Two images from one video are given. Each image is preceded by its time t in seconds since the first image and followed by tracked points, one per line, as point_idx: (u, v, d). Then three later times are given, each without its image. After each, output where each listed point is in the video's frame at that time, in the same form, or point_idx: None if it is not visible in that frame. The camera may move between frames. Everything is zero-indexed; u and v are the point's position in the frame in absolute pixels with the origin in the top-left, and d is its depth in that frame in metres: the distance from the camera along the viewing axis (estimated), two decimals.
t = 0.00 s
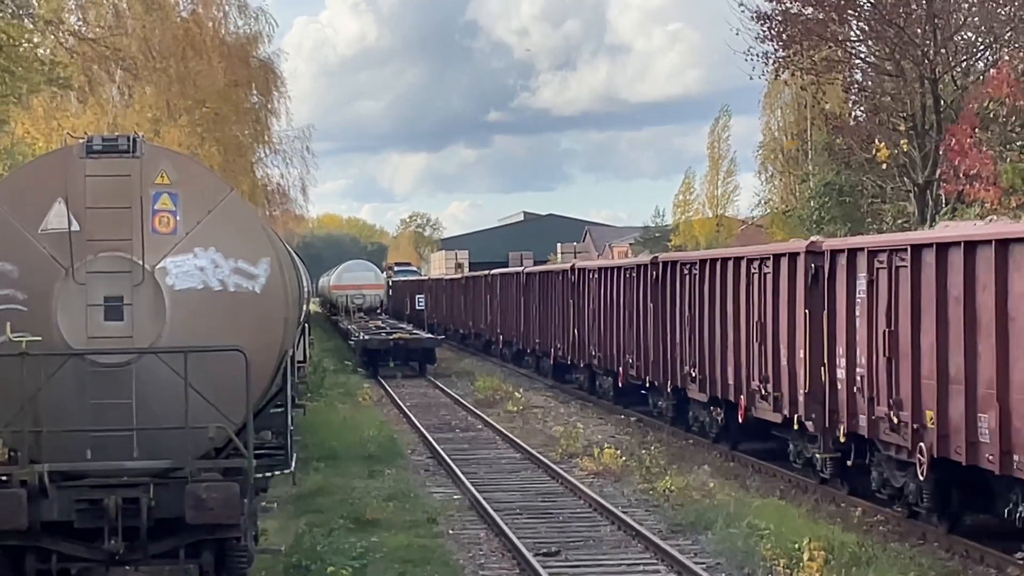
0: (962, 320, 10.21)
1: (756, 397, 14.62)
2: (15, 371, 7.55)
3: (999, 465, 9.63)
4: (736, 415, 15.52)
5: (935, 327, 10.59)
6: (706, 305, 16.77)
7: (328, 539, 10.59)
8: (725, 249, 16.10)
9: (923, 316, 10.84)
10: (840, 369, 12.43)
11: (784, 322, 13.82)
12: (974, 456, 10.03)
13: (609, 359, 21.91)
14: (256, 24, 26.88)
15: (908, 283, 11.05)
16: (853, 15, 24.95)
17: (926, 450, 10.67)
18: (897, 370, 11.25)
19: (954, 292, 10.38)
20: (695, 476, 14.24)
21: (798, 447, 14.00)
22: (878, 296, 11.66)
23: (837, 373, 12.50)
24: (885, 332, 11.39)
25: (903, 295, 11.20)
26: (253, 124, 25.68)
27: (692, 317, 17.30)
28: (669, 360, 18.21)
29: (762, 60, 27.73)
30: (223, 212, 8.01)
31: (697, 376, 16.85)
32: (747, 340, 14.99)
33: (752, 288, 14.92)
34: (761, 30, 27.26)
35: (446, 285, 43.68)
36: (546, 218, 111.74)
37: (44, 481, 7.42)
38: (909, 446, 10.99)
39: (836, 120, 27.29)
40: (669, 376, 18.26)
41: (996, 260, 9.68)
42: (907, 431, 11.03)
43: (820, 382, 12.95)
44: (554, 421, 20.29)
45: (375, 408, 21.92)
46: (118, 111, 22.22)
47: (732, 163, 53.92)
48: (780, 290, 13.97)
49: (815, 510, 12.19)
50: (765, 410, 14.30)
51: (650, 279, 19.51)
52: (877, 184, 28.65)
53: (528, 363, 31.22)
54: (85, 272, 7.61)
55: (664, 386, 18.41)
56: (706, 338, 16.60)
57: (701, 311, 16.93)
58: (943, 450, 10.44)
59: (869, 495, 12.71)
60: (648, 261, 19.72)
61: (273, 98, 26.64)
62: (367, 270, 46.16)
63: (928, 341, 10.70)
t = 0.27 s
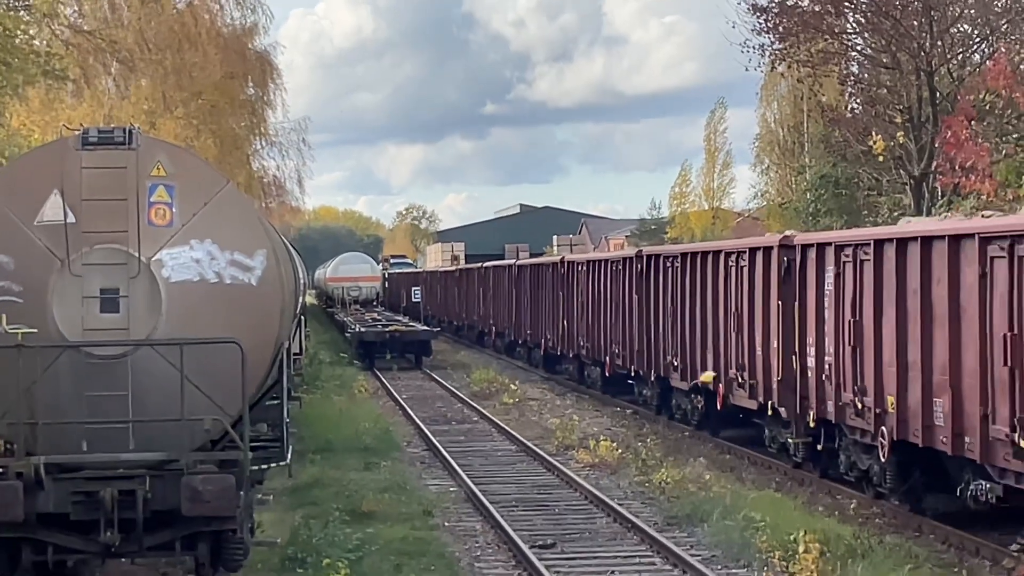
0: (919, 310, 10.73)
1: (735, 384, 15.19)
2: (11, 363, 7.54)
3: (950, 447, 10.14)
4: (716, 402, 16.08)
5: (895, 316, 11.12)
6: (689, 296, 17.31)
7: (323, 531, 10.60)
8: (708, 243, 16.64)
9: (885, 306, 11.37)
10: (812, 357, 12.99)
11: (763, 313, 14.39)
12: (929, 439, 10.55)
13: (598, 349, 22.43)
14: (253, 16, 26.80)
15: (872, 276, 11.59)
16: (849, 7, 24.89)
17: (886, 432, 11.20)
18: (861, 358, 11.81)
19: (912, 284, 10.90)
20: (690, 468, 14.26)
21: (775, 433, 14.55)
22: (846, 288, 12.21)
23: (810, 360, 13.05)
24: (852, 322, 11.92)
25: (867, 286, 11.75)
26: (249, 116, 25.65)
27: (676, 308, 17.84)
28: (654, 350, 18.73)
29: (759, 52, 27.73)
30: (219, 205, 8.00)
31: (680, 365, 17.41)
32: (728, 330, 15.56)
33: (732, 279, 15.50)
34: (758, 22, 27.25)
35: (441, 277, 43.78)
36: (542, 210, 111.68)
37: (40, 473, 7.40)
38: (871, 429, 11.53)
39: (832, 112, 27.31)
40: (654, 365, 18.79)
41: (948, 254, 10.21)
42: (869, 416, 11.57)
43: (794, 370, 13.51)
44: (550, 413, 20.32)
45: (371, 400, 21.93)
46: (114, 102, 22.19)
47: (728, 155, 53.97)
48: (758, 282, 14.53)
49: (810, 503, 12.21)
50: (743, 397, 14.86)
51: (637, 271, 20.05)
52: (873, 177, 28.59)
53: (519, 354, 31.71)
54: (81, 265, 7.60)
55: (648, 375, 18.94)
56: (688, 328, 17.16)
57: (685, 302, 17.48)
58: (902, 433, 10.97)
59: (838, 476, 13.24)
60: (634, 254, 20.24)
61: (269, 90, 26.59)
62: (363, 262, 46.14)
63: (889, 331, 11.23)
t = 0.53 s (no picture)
0: (882, 304, 11.42)
1: (715, 374, 15.93)
2: (7, 357, 7.53)
3: (908, 432, 10.81)
4: (697, 392, 16.82)
5: (859, 309, 11.83)
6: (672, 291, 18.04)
7: (320, 526, 10.60)
8: (689, 240, 17.39)
9: (851, 300, 12.07)
10: (785, 348, 13.72)
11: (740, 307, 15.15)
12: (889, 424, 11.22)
13: (587, 342, 23.16)
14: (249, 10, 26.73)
15: (839, 271, 12.30)
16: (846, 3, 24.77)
17: (852, 418, 11.88)
18: (830, 348, 12.53)
19: (876, 279, 11.60)
20: (687, 463, 14.27)
21: (751, 421, 15.27)
22: (816, 283, 12.94)
23: (784, 352, 13.78)
24: (821, 315, 12.66)
25: (835, 282, 12.47)
26: (245, 111, 25.61)
27: (659, 303, 18.55)
28: (638, 343, 19.45)
29: (755, 48, 27.72)
30: (216, 199, 7.99)
31: (663, 357, 18.13)
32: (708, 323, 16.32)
33: (712, 274, 16.26)
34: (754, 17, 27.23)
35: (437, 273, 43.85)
36: (538, 205, 111.65)
37: (36, 468, 7.39)
38: (838, 416, 12.23)
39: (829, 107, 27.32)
40: (639, 358, 19.50)
41: (907, 251, 10.90)
42: (836, 403, 12.27)
43: (768, 362, 14.23)
44: (547, 408, 20.32)
45: (367, 395, 21.93)
46: (110, 96, 22.17)
47: (724, 150, 53.97)
48: (735, 277, 15.34)
49: (807, 498, 12.22)
50: (722, 387, 15.60)
51: (622, 266, 20.80)
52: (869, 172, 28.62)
53: (512, 348, 32.35)
54: (77, 259, 7.60)
55: (633, 367, 19.66)
56: (671, 322, 17.89)
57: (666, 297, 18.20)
58: (865, 419, 11.65)
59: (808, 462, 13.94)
60: (620, 251, 20.91)
61: (265, 84, 26.54)
62: (360, 256, 46.12)
63: (855, 323, 11.91)
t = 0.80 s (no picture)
0: (848, 300, 12.01)
1: (698, 368, 16.55)
2: (4, 353, 7.51)
3: (871, 421, 11.40)
4: (681, 385, 17.44)
5: (827, 305, 12.45)
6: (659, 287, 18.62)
7: (317, 523, 10.59)
8: (673, 239, 17.99)
9: (820, 298, 12.69)
10: (761, 343, 14.37)
11: (721, 303, 15.81)
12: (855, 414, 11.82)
13: (577, 337, 23.74)
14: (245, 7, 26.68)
15: (810, 268, 12.92)
16: None
17: (821, 409, 12.50)
18: (801, 342, 13.16)
19: (842, 276, 12.19)
20: (684, 461, 14.28)
21: (730, 413, 15.92)
22: (788, 281, 13.59)
23: (760, 346, 14.42)
24: (793, 311, 13.29)
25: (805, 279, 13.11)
26: (242, 108, 25.59)
27: (646, 299, 19.11)
28: (626, 338, 20.02)
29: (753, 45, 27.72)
30: (212, 196, 7.99)
31: (647, 351, 18.76)
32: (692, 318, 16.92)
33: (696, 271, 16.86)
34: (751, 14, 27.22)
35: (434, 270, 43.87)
36: (535, 202, 111.66)
37: (33, 465, 7.39)
38: (808, 407, 12.86)
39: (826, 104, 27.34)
40: (625, 352, 20.12)
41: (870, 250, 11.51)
42: (807, 395, 12.89)
43: (745, 356, 14.87)
44: (544, 406, 20.33)
45: (364, 392, 21.93)
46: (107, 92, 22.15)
47: (721, 147, 53.93)
48: (716, 274, 16.01)
49: (804, 495, 12.23)
50: (704, 380, 16.22)
51: (610, 263, 21.38)
52: (867, 169, 28.63)
53: (505, 344, 32.85)
54: (74, 256, 7.59)
55: (621, 361, 20.23)
56: (656, 318, 18.49)
57: (653, 293, 18.77)
58: (833, 410, 12.26)
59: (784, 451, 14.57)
60: (608, 248, 21.53)
61: (262, 82, 26.51)
62: (357, 254, 46.10)
63: (823, 319, 12.52)
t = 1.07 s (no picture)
0: (818, 298, 12.54)
1: (679, 363, 17.09)
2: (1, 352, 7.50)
3: (839, 412, 11.90)
4: (664, 380, 17.98)
5: (801, 302, 12.96)
6: (643, 286, 19.14)
7: (314, 523, 10.58)
8: (657, 239, 18.51)
9: (794, 294, 13.20)
10: (738, 338, 14.90)
11: (701, 302, 16.36)
12: (825, 406, 12.32)
13: (567, 335, 24.27)
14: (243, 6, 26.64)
15: (783, 267, 13.50)
16: None
17: (794, 400, 13.03)
18: (777, 337, 13.69)
19: (812, 275, 12.74)
20: (681, 460, 14.28)
21: (711, 408, 16.48)
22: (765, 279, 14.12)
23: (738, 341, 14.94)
24: (769, 309, 13.85)
25: (781, 276, 13.64)
26: (239, 107, 25.57)
27: (637, 299, 19.32)
28: (613, 334, 20.54)
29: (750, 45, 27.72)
30: (210, 195, 7.98)
31: (632, 349, 19.31)
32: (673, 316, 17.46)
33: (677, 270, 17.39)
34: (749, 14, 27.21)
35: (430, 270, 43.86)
36: (532, 202, 111.66)
37: (30, 464, 7.38)
38: (783, 399, 13.37)
39: (824, 104, 27.35)
40: (612, 349, 20.68)
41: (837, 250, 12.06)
42: (781, 388, 13.41)
43: (723, 352, 15.42)
44: (541, 405, 20.32)
45: (362, 392, 21.91)
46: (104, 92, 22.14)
47: (719, 147, 53.91)
48: (696, 273, 16.57)
49: (802, 495, 12.23)
50: (685, 375, 16.76)
51: (598, 263, 21.94)
52: (864, 168, 28.62)
53: (499, 342, 33.32)
54: (71, 255, 7.58)
55: (607, 358, 20.76)
56: (641, 316, 19.01)
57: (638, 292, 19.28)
58: (805, 401, 12.77)
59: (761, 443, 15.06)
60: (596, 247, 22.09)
61: (260, 81, 26.49)
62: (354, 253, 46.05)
63: (796, 316, 13.06)
